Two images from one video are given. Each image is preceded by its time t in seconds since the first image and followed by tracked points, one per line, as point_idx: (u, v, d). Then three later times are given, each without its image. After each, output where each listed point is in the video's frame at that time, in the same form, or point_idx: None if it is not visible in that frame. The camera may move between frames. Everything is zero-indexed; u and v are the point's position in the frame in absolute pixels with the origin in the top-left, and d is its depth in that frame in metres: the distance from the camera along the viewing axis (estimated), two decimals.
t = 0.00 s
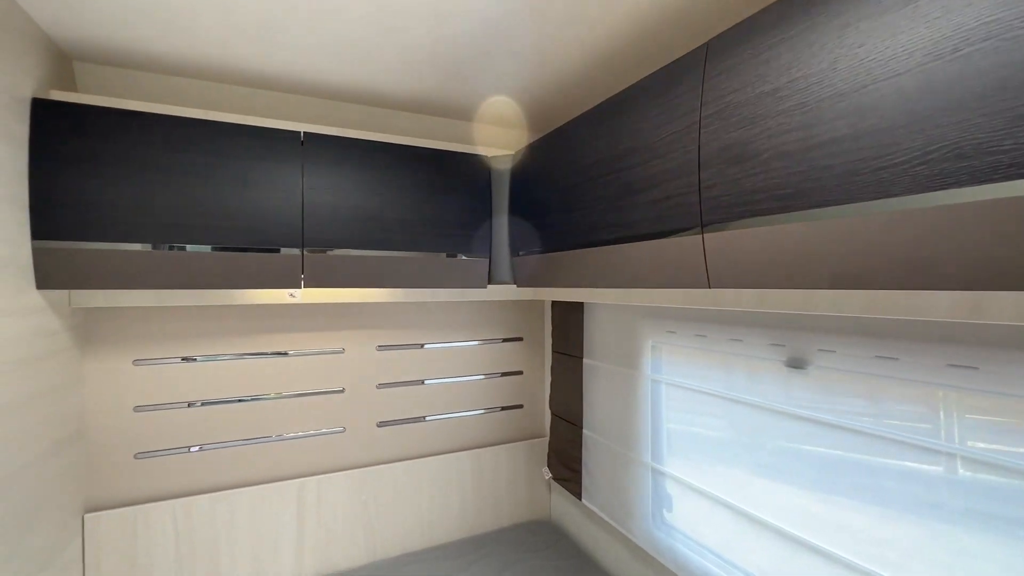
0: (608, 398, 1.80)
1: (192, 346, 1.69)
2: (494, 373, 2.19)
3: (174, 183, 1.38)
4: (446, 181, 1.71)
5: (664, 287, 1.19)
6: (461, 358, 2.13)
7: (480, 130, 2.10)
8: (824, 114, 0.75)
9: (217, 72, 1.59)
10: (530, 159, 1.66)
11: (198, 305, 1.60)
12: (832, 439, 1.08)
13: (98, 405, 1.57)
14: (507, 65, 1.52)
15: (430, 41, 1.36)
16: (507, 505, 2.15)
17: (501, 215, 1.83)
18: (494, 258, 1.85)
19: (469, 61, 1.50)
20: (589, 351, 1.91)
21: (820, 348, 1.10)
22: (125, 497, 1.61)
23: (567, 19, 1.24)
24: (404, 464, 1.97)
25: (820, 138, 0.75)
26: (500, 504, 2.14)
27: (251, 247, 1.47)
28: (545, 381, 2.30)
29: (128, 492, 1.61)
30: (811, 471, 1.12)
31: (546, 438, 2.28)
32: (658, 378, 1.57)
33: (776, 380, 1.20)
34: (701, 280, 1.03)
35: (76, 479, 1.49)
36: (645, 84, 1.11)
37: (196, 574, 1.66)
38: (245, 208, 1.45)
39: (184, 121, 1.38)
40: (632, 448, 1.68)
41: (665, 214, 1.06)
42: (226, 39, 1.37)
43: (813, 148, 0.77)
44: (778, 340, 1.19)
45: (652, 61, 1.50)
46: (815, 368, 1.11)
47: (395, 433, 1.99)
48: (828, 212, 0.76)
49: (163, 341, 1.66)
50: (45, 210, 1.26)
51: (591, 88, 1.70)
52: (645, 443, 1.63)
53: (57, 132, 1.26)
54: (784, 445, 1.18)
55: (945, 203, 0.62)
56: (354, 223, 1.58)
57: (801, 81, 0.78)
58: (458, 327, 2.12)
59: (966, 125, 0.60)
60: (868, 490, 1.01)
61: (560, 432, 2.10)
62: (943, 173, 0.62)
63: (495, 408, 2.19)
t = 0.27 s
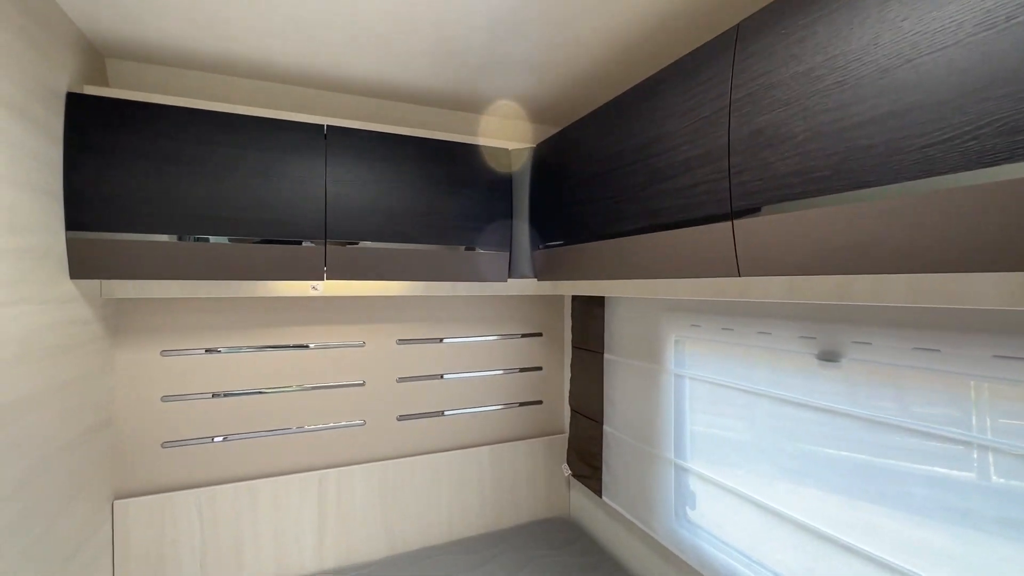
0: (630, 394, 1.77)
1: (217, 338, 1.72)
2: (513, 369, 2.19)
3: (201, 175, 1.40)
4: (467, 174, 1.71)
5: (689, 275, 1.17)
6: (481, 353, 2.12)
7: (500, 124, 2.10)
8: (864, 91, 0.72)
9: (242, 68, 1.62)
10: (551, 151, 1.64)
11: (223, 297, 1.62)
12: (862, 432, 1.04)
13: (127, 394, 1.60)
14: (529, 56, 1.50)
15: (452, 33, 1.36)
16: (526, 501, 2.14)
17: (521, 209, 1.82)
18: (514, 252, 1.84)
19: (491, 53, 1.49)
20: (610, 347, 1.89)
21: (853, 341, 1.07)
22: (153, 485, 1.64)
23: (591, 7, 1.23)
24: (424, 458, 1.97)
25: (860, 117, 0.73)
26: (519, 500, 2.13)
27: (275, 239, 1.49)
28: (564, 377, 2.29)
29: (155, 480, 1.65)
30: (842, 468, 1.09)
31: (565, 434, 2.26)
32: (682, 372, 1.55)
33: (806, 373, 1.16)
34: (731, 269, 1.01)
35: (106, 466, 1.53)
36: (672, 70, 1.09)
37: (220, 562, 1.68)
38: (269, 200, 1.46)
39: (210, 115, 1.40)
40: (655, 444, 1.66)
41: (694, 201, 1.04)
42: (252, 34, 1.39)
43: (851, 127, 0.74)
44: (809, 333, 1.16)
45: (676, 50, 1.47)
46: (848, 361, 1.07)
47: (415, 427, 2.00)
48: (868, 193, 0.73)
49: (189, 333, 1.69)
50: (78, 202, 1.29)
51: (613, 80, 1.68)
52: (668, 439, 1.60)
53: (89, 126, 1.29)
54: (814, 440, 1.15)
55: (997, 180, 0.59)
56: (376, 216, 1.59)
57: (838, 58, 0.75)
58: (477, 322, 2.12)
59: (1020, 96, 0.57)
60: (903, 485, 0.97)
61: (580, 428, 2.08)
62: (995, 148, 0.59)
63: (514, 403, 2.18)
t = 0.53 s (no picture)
0: (650, 390, 1.75)
1: (240, 331, 1.75)
2: (531, 365, 2.18)
3: (227, 170, 1.42)
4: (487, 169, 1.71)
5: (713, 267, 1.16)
6: (499, 348, 2.12)
7: (519, 120, 2.10)
8: (901, 71, 0.70)
9: (266, 65, 1.64)
10: (572, 145, 1.64)
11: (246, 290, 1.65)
12: (893, 428, 1.02)
13: (155, 385, 1.64)
14: (550, 51, 1.50)
15: (474, 28, 1.36)
16: (544, 497, 2.13)
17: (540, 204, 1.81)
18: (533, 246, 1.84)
19: (512, 49, 1.49)
20: (630, 342, 1.87)
21: (884, 333, 1.04)
22: (179, 474, 1.68)
23: None
24: (442, 453, 1.98)
25: (896, 97, 0.71)
26: (537, 496, 2.12)
27: (298, 233, 1.51)
28: (582, 374, 2.27)
29: (181, 470, 1.68)
30: (872, 464, 1.06)
31: (584, 431, 2.24)
32: (704, 367, 1.52)
33: (834, 367, 1.14)
34: (757, 258, 0.99)
35: (134, 455, 1.56)
36: (696, 58, 1.07)
37: (243, 552, 1.71)
38: (292, 194, 1.48)
39: (236, 111, 1.43)
40: (676, 441, 1.63)
41: (719, 189, 1.02)
42: (277, 31, 1.41)
43: (888, 108, 0.72)
44: (837, 326, 1.13)
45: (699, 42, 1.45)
46: (879, 354, 1.04)
47: (433, 421, 2.00)
48: (905, 176, 0.71)
49: (214, 325, 1.72)
50: (111, 196, 1.33)
51: (634, 74, 1.66)
52: (689, 435, 1.58)
53: (120, 121, 1.32)
54: (843, 435, 1.12)
55: None
56: (396, 210, 1.60)
57: (873, 38, 0.73)
58: (496, 317, 2.12)
59: None
60: (937, 482, 0.94)
61: (599, 425, 2.07)
62: None
63: (532, 399, 2.18)
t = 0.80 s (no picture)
0: (669, 386, 1.74)
1: (263, 325, 1.78)
2: (548, 361, 2.18)
3: (252, 166, 1.45)
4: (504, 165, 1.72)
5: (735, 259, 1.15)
6: (516, 344, 2.13)
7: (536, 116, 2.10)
8: (931, 56, 0.69)
9: (289, 64, 1.67)
10: (590, 140, 1.64)
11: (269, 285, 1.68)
12: (921, 423, 1.00)
13: (181, 377, 1.68)
14: (569, 46, 1.50)
15: (493, 24, 1.37)
16: (560, 494, 2.13)
17: (558, 199, 1.81)
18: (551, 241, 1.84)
19: (531, 45, 1.50)
20: (648, 338, 1.86)
21: (912, 326, 1.02)
22: (203, 464, 1.71)
23: None
24: (460, 447, 1.99)
25: (926, 82, 0.70)
26: (554, 493, 2.12)
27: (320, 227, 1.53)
28: (599, 371, 2.27)
29: (206, 460, 1.72)
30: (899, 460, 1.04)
31: (601, 428, 2.24)
32: (724, 363, 1.51)
33: (859, 361, 1.12)
34: (782, 248, 0.98)
35: (162, 445, 1.60)
36: (717, 48, 1.06)
37: (265, 542, 1.74)
38: (315, 190, 1.51)
39: (260, 108, 1.46)
40: (694, 437, 1.62)
41: (740, 180, 1.02)
42: (300, 30, 1.43)
43: (918, 92, 0.71)
44: (863, 319, 1.11)
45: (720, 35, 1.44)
46: (906, 348, 1.02)
47: (451, 417, 2.02)
48: (935, 161, 0.70)
49: (238, 319, 1.75)
50: (141, 192, 1.36)
51: (652, 69, 1.65)
52: (709, 432, 1.57)
53: (150, 119, 1.36)
54: (868, 431, 1.10)
55: None
56: (415, 206, 1.62)
57: (902, 23, 0.72)
58: (512, 313, 2.12)
59: None
60: (968, 479, 0.92)
61: (616, 422, 2.06)
62: None
63: (549, 395, 2.18)
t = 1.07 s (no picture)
0: (687, 385, 1.72)
1: (283, 321, 1.81)
2: (564, 359, 2.18)
3: (273, 165, 1.48)
4: (521, 162, 1.72)
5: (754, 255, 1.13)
6: (531, 342, 2.13)
7: (552, 113, 2.09)
8: (961, 42, 0.67)
9: (309, 64, 1.70)
10: (607, 137, 1.63)
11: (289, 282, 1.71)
12: (949, 422, 0.97)
13: (204, 372, 1.72)
14: (586, 43, 1.50)
15: (510, 22, 1.38)
16: (576, 492, 2.13)
17: (575, 197, 1.81)
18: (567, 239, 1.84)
19: (547, 42, 1.50)
20: (665, 336, 1.84)
21: (940, 323, 0.99)
22: (225, 458, 1.75)
23: None
24: (475, 444, 1.99)
25: (955, 69, 0.68)
26: (570, 491, 2.12)
27: (338, 225, 1.55)
28: (615, 369, 2.25)
29: (228, 454, 1.75)
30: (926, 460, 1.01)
31: (617, 427, 2.22)
32: (743, 361, 1.49)
33: (884, 359, 1.09)
34: (803, 243, 0.97)
35: (185, 437, 1.64)
36: (737, 41, 1.05)
37: (284, 535, 1.77)
38: (334, 188, 1.53)
39: (281, 108, 1.48)
40: (713, 436, 1.60)
41: (760, 174, 1.00)
42: (320, 30, 1.46)
43: (947, 81, 0.69)
44: (887, 316, 1.08)
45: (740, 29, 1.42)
46: (934, 345, 1.00)
47: (467, 414, 2.02)
48: (964, 151, 0.68)
49: (258, 315, 1.79)
50: (167, 190, 1.40)
51: (670, 65, 1.64)
52: (727, 431, 1.55)
53: (176, 119, 1.40)
54: (894, 430, 1.08)
55: None
56: (432, 203, 1.63)
57: (931, 9, 0.71)
58: (528, 311, 2.12)
59: None
60: (997, 480, 0.90)
61: (632, 421, 2.05)
62: None
63: (565, 394, 2.17)
